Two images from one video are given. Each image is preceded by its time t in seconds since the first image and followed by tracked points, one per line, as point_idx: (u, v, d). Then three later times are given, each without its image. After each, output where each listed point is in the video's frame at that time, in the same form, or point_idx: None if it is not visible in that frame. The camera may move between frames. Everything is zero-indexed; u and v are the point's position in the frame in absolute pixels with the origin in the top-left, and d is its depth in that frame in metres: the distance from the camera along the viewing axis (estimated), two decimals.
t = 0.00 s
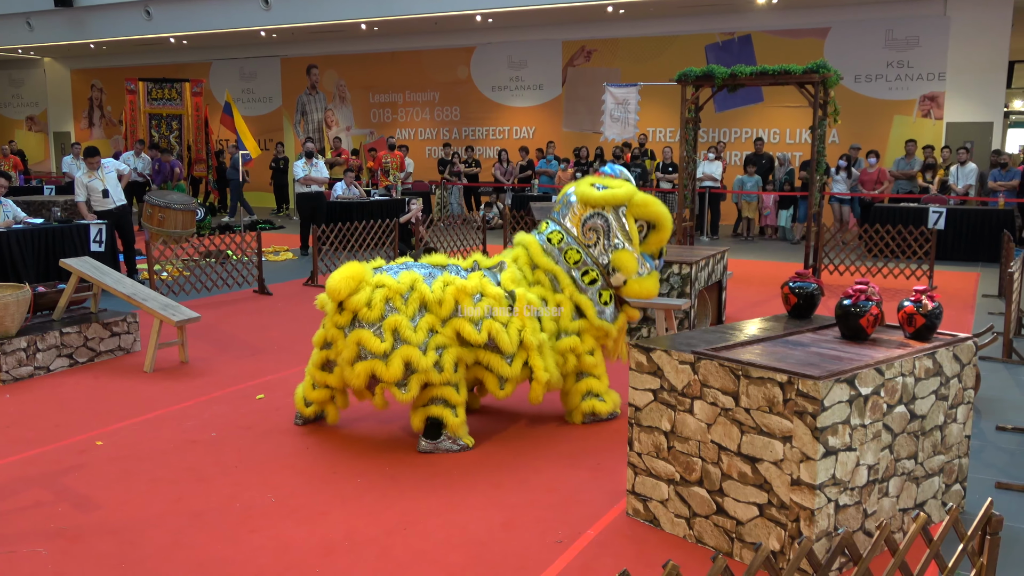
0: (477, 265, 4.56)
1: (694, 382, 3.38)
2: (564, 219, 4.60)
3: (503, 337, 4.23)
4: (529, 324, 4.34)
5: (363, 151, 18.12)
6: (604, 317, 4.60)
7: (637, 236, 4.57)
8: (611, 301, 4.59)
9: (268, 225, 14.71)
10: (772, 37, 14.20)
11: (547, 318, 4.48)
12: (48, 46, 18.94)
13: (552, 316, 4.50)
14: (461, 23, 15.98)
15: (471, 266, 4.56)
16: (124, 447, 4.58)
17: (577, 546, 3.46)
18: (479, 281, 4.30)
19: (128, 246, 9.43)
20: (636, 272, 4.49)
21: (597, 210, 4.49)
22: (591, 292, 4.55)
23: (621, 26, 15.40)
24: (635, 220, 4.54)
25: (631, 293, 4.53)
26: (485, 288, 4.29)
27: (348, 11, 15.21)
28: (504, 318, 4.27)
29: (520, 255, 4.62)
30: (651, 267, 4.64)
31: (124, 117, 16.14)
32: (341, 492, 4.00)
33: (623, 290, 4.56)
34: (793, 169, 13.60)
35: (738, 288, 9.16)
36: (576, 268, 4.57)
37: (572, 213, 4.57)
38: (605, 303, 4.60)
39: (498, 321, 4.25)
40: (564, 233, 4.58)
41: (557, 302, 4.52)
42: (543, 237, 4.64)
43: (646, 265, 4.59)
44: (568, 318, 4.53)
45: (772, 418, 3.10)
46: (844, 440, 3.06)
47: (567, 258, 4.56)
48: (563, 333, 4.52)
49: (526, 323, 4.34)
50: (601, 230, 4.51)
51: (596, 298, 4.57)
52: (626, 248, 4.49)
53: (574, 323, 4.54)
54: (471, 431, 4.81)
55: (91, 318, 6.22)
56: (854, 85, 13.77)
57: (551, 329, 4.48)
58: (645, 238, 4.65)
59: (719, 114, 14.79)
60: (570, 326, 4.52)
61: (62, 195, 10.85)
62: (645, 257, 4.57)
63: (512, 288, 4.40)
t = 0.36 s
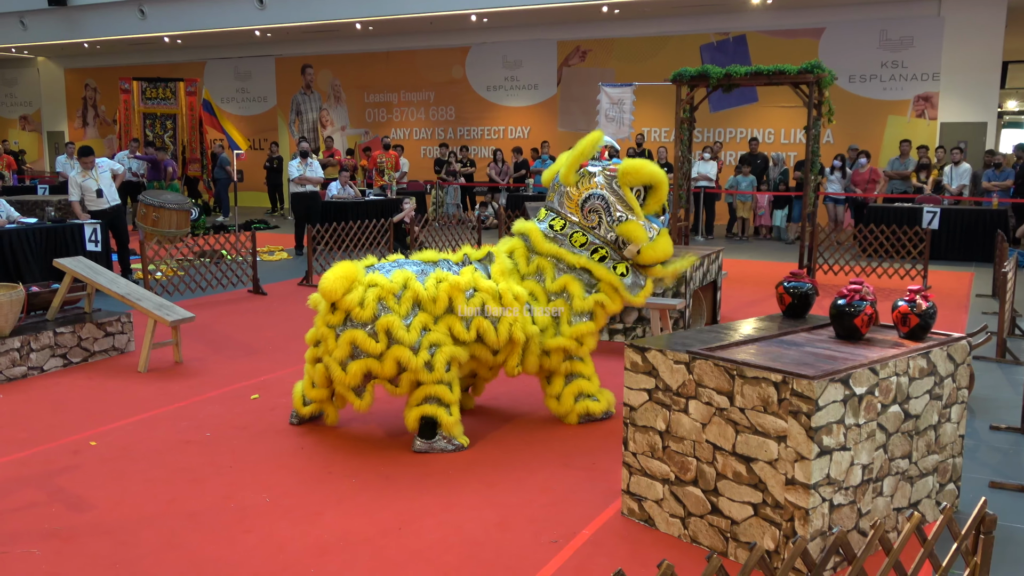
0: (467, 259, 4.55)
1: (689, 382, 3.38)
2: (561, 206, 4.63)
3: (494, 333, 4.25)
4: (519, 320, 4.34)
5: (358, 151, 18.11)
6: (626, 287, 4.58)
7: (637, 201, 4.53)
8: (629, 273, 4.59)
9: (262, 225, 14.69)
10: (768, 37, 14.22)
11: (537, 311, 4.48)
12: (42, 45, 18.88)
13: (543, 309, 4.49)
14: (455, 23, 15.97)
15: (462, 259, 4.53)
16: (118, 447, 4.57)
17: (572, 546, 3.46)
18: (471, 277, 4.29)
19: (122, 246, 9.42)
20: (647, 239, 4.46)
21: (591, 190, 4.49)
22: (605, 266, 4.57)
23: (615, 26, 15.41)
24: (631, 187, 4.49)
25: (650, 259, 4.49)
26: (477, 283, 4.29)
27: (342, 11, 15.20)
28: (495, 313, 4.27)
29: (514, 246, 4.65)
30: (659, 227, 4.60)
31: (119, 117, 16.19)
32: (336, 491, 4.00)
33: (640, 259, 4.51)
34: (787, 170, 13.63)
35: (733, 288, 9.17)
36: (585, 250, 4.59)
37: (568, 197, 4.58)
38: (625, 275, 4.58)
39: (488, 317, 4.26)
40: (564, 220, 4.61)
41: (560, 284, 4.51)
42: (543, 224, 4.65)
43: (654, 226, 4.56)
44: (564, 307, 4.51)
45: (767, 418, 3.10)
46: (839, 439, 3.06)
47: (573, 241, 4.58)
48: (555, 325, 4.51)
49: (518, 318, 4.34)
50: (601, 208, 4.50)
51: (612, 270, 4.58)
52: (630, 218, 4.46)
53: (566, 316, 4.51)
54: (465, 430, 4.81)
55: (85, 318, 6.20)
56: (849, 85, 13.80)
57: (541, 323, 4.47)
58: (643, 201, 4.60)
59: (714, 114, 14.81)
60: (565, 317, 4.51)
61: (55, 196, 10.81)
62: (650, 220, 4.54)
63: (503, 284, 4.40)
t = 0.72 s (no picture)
0: (462, 261, 4.54)
1: (684, 381, 3.39)
2: (561, 209, 4.64)
3: (489, 334, 4.24)
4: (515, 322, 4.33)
5: (353, 151, 18.10)
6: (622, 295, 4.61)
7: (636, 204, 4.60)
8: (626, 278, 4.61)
9: (257, 225, 14.66)
10: (763, 37, 14.24)
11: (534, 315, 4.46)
12: (36, 44, 18.83)
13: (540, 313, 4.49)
14: (450, 23, 15.97)
15: (457, 262, 4.53)
16: (112, 447, 4.56)
17: (567, 545, 3.46)
18: (466, 279, 4.29)
19: (116, 247, 9.39)
20: (646, 242, 4.53)
21: (591, 193, 4.52)
22: (603, 271, 4.56)
23: (611, 26, 15.41)
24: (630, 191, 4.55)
25: (648, 263, 4.59)
26: (472, 285, 4.28)
27: (337, 10, 15.18)
28: (490, 316, 4.26)
29: (515, 249, 4.64)
30: (655, 230, 4.69)
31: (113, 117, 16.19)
32: (331, 492, 4.00)
33: (639, 263, 4.60)
34: (782, 170, 13.65)
35: (728, 288, 9.19)
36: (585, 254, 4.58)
37: (567, 200, 4.59)
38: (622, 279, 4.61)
39: (483, 319, 4.25)
40: (564, 222, 4.61)
41: (560, 290, 4.52)
42: (543, 228, 4.65)
43: (652, 229, 4.64)
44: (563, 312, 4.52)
45: (761, 418, 3.11)
46: (833, 439, 3.07)
47: (573, 245, 4.57)
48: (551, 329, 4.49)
49: (512, 320, 4.33)
50: (601, 212, 4.53)
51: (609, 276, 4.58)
52: (630, 222, 4.52)
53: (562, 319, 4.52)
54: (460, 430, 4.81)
55: (79, 318, 6.19)
56: (843, 86, 13.83)
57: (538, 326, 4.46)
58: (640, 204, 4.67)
59: (709, 114, 14.83)
60: (558, 324, 4.50)
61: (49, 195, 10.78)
62: (648, 223, 4.63)
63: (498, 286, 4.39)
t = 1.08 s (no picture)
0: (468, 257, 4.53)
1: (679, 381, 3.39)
2: (577, 200, 4.69)
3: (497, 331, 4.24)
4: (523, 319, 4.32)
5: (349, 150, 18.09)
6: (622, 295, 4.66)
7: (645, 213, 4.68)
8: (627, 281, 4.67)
9: (252, 225, 14.64)
10: (758, 38, 14.26)
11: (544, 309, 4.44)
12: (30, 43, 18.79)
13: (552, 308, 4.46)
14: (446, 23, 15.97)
15: (462, 259, 4.51)
16: (106, 448, 4.55)
17: (562, 545, 3.46)
18: (470, 278, 4.27)
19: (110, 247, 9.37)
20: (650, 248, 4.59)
21: (608, 190, 4.61)
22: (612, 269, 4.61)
23: (606, 26, 15.42)
24: (643, 198, 4.64)
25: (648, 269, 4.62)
26: (477, 283, 4.27)
27: (332, 10, 15.17)
28: (497, 313, 4.25)
29: (537, 237, 4.60)
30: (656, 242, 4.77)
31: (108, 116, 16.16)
32: (326, 492, 3.99)
33: (639, 268, 4.64)
34: (777, 170, 13.64)
35: (724, 288, 9.20)
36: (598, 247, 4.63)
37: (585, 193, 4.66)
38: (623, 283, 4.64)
39: (490, 317, 4.24)
40: (580, 214, 4.66)
41: (580, 281, 4.51)
42: (561, 216, 4.69)
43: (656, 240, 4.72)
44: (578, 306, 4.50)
45: (756, 417, 3.12)
46: (828, 439, 3.07)
47: (588, 236, 4.62)
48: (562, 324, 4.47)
49: (521, 316, 4.31)
50: (614, 210, 4.60)
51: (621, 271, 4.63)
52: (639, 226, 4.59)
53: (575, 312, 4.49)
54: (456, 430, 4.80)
55: (73, 318, 6.18)
56: (838, 86, 13.85)
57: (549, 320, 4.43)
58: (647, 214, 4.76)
59: (705, 114, 14.85)
60: (580, 314, 4.49)
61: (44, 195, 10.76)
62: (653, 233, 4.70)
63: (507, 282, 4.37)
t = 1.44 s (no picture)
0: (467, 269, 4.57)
1: (676, 381, 3.39)
2: (557, 247, 4.94)
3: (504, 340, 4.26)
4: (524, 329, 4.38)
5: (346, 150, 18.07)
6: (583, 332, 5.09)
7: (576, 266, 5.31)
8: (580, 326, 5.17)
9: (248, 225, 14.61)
10: (755, 38, 14.27)
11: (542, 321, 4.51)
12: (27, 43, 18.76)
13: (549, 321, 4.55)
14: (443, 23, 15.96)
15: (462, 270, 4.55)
16: (103, 448, 4.54)
17: (560, 545, 3.47)
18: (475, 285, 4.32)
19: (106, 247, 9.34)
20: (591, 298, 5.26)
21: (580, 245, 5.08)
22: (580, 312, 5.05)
23: (604, 26, 15.42)
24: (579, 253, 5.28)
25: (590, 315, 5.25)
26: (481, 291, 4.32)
27: (329, 9, 15.16)
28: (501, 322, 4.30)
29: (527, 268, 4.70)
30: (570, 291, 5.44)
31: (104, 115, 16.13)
32: (324, 492, 3.99)
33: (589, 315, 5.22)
34: (774, 170, 13.64)
35: (720, 288, 9.20)
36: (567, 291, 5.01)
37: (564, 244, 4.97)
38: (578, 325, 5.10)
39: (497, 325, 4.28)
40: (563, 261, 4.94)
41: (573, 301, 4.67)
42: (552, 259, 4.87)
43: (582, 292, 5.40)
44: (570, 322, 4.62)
45: (753, 417, 3.12)
46: (825, 438, 3.08)
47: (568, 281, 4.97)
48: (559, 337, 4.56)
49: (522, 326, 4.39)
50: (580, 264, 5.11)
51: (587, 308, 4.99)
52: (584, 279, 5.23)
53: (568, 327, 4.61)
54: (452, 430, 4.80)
55: (70, 317, 6.17)
56: (835, 86, 13.88)
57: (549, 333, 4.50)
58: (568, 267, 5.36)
59: (702, 114, 14.86)
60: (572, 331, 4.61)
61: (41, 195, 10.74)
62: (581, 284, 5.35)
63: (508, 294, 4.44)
